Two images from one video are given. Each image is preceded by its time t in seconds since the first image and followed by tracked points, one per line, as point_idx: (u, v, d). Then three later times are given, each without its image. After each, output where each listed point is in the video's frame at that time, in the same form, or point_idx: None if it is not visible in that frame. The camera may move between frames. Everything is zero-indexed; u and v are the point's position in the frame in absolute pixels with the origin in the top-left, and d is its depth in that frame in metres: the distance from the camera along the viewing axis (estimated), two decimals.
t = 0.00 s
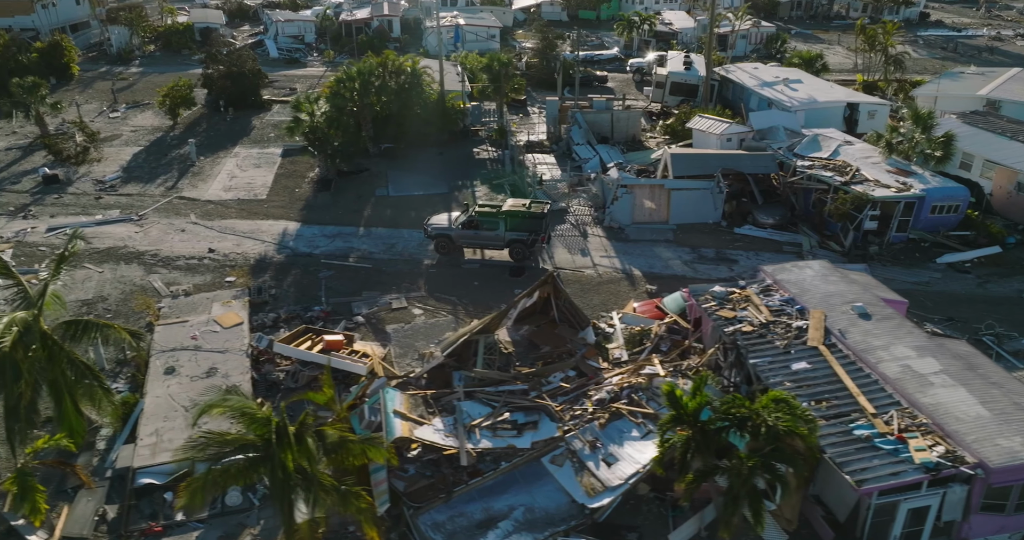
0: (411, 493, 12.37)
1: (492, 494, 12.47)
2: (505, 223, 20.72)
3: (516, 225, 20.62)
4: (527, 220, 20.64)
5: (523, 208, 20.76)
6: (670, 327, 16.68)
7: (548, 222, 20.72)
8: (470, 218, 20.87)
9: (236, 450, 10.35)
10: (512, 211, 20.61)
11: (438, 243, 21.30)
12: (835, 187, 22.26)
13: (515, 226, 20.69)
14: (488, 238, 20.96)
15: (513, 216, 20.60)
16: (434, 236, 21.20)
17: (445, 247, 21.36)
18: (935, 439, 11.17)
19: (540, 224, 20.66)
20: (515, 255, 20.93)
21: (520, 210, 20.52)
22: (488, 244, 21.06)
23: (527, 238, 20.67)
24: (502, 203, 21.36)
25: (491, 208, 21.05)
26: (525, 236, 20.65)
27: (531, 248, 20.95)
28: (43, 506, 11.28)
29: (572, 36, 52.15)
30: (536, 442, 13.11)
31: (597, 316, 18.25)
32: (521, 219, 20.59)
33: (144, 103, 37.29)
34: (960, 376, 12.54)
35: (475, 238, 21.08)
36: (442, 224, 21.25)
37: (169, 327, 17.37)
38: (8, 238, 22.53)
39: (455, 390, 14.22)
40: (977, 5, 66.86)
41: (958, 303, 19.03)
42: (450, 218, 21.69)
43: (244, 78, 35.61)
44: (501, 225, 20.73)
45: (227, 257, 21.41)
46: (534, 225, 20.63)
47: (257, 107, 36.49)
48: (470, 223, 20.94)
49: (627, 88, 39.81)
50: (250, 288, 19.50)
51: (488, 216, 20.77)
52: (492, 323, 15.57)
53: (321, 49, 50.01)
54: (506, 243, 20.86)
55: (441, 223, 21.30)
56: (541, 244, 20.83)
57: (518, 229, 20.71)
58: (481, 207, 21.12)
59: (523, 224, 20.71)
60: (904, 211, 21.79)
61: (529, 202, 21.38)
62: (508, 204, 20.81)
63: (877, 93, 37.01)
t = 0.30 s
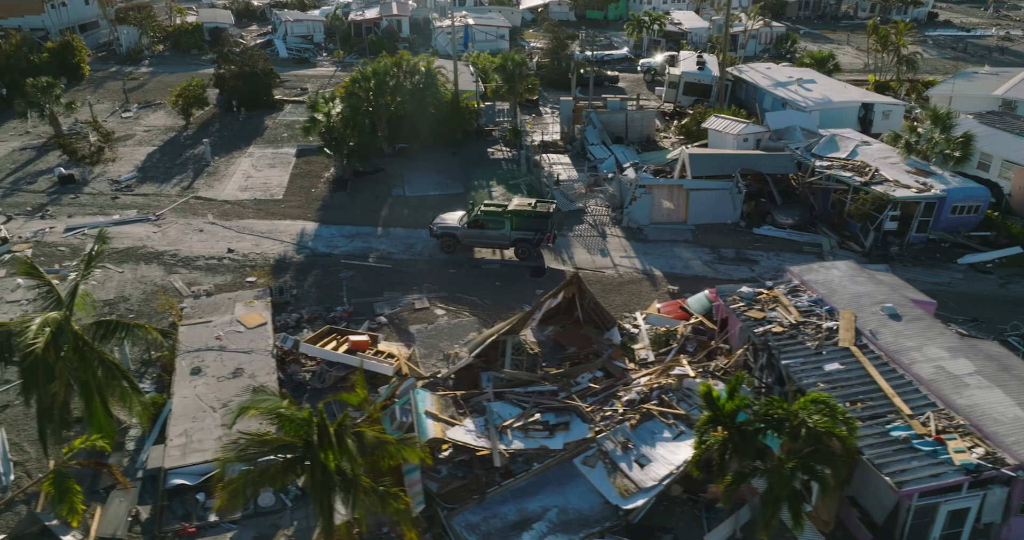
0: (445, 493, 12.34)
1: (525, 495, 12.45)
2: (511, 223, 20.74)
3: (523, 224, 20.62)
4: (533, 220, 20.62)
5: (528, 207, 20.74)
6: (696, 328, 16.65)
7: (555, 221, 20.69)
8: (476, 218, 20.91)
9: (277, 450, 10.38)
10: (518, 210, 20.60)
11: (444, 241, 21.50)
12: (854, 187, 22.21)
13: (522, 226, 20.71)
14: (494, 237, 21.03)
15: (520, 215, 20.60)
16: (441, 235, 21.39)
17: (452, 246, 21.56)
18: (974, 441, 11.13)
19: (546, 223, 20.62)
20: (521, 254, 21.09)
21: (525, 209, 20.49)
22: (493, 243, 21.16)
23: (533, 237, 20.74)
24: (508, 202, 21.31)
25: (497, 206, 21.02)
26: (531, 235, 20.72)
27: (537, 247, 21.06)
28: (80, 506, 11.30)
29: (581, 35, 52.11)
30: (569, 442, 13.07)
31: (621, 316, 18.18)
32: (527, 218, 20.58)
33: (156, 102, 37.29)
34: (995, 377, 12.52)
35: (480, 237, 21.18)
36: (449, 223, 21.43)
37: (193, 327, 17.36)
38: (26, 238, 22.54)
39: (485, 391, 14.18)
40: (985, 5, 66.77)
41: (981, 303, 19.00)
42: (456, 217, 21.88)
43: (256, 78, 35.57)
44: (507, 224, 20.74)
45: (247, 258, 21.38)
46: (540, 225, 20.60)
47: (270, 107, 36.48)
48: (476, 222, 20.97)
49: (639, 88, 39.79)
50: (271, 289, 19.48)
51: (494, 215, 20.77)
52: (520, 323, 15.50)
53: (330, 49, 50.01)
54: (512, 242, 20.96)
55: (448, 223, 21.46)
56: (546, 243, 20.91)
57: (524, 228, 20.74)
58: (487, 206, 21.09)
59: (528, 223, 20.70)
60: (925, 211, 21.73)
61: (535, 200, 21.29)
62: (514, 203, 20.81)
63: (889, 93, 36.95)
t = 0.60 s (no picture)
0: (480, 495, 12.28)
1: (560, 496, 12.39)
2: (517, 221, 20.89)
3: (529, 223, 20.80)
4: (538, 218, 20.82)
5: (534, 206, 20.94)
6: (723, 329, 16.61)
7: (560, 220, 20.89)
8: (481, 217, 21.01)
9: (314, 450, 10.46)
10: (524, 209, 20.78)
11: (449, 241, 21.49)
12: (875, 187, 22.14)
13: (528, 225, 20.87)
14: (500, 236, 21.10)
15: (526, 213, 20.77)
16: (446, 234, 21.38)
17: (458, 246, 21.55)
18: (1015, 442, 11.06)
19: (552, 222, 20.81)
20: (526, 253, 21.19)
21: (532, 208, 20.69)
22: (498, 242, 21.22)
23: (539, 236, 20.89)
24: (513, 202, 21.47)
25: (503, 206, 21.17)
26: (537, 234, 20.87)
27: (543, 246, 21.20)
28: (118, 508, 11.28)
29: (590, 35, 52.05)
30: (602, 444, 13.02)
31: (645, 317, 18.14)
32: (533, 217, 20.78)
33: (167, 103, 37.28)
34: None
35: (486, 236, 21.23)
36: (455, 222, 21.43)
37: (218, 328, 17.34)
38: (46, 239, 22.54)
39: (515, 392, 14.14)
40: (993, 5, 66.62)
41: (1005, 304, 18.95)
42: (462, 216, 21.89)
43: (268, 78, 35.50)
44: (513, 223, 20.87)
45: (267, 258, 21.34)
46: (546, 223, 20.79)
47: (282, 107, 36.45)
48: (482, 221, 21.03)
49: (650, 88, 39.74)
50: (293, 289, 19.44)
51: (499, 214, 20.90)
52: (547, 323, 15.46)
53: (339, 49, 49.97)
54: (518, 241, 21.06)
55: (454, 222, 21.50)
56: (552, 242, 21.03)
57: (530, 227, 20.90)
58: (493, 205, 21.21)
59: (534, 222, 20.88)
60: (946, 211, 21.65)
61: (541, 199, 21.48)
62: (520, 202, 20.97)
63: (902, 93, 36.88)
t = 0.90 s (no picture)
0: (514, 497, 12.24)
1: (594, 498, 12.35)
2: (524, 221, 20.93)
3: (536, 223, 20.80)
4: (544, 218, 20.83)
5: (540, 205, 20.97)
6: (749, 330, 16.57)
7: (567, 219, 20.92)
8: (488, 216, 21.05)
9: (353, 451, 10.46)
10: (530, 208, 20.84)
11: (456, 240, 21.58)
12: (895, 187, 22.08)
13: (534, 224, 20.88)
14: (507, 235, 21.13)
15: (532, 213, 20.79)
16: (453, 234, 21.46)
17: (464, 245, 21.62)
18: None
19: (558, 222, 20.81)
20: (532, 252, 21.22)
21: (537, 208, 20.73)
22: (505, 242, 21.26)
23: (544, 236, 20.90)
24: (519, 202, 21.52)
25: (509, 206, 21.22)
26: (543, 233, 20.90)
27: (549, 246, 21.20)
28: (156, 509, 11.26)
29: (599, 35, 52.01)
30: (635, 445, 12.96)
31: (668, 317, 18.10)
32: (539, 216, 20.80)
33: (179, 102, 37.24)
34: None
35: (492, 236, 21.26)
36: (461, 221, 21.53)
37: (242, 328, 17.31)
38: (64, 239, 22.52)
39: (545, 393, 14.09)
40: (1001, 5, 66.49)
41: None
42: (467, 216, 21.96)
43: (280, 78, 35.45)
44: (520, 223, 20.92)
45: (287, 258, 21.31)
46: (552, 223, 20.78)
47: (294, 107, 36.43)
48: (488, 221, 21.07)
49: (661, 87, 39.71)
50: (315, 289, 19.41)
51: (505, 214, 20.97)
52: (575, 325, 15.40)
53: (347, 49, 49.96)
54: (524, 240, 21.10)
55: (460, 221, 21.57)
56: (558, 242, 21.04)
57: (536, 227, 20.94)
58: (498, 205, 21.27)
59: (540, 221, 20.90)
60: (967, 211, 21.57)
61: (548, 199, 21.52)
62: (526, 202, 21.01)
63: (914, 93, 36.83)
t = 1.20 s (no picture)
0: (554, 499, 12.16)
1: (633, 501, 12.28)
2: (531, 221, 20.89)
3: (543, 223, 20.80)
4: (552, 218, 20.82)
5: (547, 205, 20.96)
6: (779, 331, 16.51)
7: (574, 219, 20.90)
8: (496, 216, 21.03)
9: (397, 455, 10.43)
10: (538, 208, 20.82)
11: (463, 240, 21.48)
12: (918, 187, 21.99)
13: (541, 224, 20.88)
14: (514, 236, 21.05)
15: (539, 212, 20.81)
16: (460, 234, 21.37)
17: (470, 245, 21.52)
18: None
19: (565, 222, 20.81)
20: (539, 252, 21.12)
21: (544, 207, 20.72)
22: (511, 242, 21.17)
23: (551, 235, 20.85)
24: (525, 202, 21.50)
25: (516, 206, 21.19)
26: (550, 233, 20.84)
27: (555, 246, 21.12)
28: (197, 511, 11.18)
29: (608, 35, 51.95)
30: (674, 447, 12.89)
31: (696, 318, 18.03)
32: (547, 216, 20.78)
33: (191, 103, 37.18)
34: None
35: (499, 236, 21.19)
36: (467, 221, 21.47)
37: (269, 330, 17.25)
38: (84, 240, 22.46)
39: (580, 395, 14.01)
40: (1009, 6, 66.39)
41: None
42: (473, 217, 21.89)
43: (293, 78, 35.36)
44: (527, 223, 20.86)
45: (309, 259, 21.25)
46: (559, 223, 20.79)
47: (307, 108, 36.37)
48: (495, 221, 21.05)
49: (673, 87, 39.64)
50: (339, 290, 19.34)
51: (513, 214, 20.92)
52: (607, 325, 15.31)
53: (357, 49, 49.90)
54: (531, 240, 21.01)
55: (467, 222, 21.53)
56: (564, 242, 20.96)
57: (543, 227, 20.90)
58: (505, 206, 21.25)
59: (548, 221, 20.88)
60: (991, 212, 21.47)
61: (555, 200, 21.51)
62: (533, 202, 21.02)
63: (928, 93, 36.75)
